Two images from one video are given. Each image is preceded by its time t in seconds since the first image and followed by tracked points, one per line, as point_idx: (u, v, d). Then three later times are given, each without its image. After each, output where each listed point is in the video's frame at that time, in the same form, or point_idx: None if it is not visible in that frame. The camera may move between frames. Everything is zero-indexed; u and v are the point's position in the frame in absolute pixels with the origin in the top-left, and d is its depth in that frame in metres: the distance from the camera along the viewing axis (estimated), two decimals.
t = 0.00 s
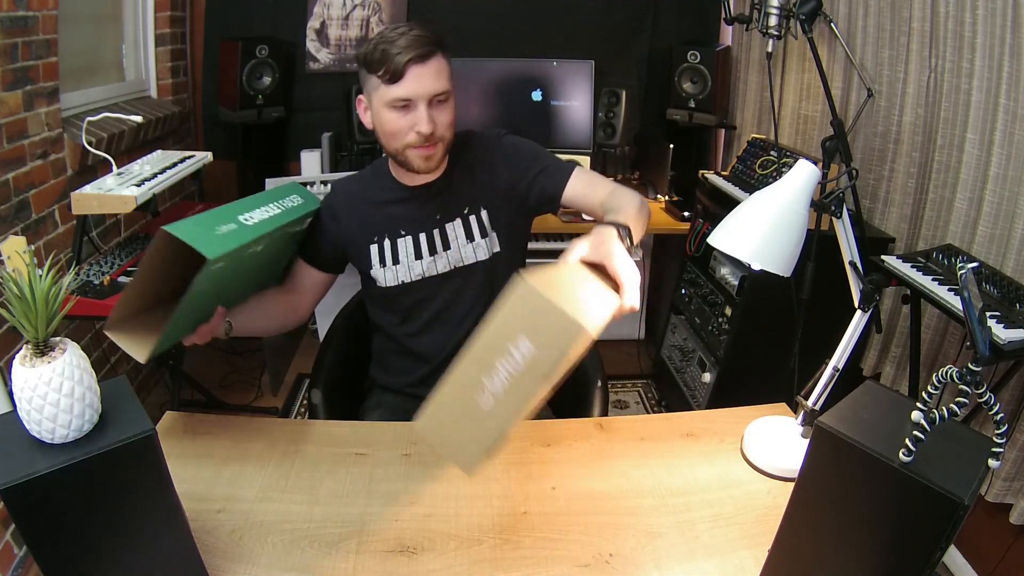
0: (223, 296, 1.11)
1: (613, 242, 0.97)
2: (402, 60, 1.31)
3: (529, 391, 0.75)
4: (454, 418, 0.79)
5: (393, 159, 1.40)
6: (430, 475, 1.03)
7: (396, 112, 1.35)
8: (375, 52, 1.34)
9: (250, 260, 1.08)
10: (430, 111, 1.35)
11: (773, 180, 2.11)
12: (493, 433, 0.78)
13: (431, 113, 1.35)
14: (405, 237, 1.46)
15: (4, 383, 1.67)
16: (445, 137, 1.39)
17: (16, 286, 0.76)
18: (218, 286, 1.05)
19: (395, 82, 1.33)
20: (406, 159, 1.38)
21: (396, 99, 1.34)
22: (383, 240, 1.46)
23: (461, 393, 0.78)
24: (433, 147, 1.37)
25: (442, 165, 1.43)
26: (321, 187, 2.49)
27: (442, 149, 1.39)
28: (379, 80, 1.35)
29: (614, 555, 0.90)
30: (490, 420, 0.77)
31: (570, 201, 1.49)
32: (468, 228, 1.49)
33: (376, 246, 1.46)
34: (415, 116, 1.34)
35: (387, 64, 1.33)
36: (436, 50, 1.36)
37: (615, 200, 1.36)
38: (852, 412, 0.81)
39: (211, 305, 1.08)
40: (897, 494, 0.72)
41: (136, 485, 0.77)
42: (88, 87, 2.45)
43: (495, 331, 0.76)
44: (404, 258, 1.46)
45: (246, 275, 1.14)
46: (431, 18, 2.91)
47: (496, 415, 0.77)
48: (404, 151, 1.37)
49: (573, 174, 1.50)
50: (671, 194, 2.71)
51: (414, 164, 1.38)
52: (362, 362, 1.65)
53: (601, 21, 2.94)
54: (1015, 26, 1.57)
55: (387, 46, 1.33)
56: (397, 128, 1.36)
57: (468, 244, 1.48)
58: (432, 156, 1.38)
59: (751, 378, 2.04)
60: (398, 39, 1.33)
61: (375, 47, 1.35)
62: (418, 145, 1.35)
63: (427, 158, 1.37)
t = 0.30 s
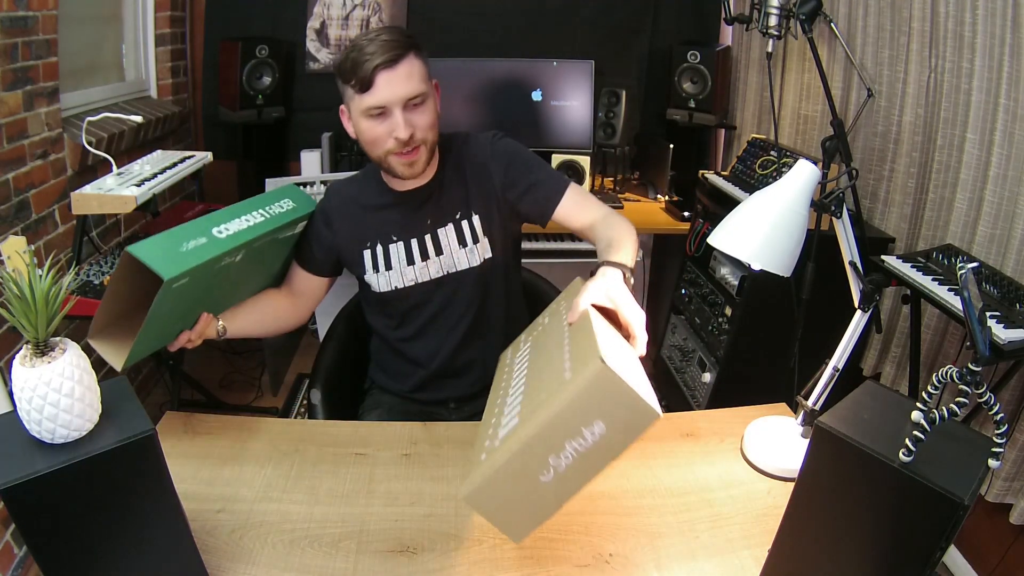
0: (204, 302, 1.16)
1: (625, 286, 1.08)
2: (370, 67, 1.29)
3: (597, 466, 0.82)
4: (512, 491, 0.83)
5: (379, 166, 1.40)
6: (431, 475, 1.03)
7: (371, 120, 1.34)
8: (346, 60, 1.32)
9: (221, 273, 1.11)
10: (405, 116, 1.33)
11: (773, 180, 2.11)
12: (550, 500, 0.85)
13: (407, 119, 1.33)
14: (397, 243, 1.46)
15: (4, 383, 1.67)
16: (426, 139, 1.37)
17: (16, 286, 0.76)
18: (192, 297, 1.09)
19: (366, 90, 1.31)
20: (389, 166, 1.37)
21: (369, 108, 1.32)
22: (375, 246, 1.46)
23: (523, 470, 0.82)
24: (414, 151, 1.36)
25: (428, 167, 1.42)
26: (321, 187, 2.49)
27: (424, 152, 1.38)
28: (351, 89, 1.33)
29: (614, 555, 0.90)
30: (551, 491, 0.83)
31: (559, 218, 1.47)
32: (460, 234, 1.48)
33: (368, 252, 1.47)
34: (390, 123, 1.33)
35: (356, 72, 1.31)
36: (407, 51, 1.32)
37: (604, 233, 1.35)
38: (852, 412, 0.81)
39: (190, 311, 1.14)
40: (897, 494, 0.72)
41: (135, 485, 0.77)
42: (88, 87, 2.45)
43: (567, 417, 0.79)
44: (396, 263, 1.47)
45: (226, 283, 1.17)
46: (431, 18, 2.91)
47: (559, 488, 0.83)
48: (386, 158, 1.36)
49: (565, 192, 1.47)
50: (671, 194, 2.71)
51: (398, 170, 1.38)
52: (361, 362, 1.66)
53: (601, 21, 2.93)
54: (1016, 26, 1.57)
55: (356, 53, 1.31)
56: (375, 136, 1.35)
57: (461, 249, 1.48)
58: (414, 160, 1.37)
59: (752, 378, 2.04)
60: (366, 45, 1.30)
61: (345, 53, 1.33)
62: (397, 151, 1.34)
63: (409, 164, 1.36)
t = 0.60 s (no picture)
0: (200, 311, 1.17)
1: (623, 308, 1.15)
2: (352, 80, 1.27)
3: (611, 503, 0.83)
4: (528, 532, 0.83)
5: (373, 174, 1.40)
6: (431, 475, 1.03)
7: (360, 131, 1.33)
8: (331, 71, 1.31)
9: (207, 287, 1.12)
10: (391, 127, 1.31)
11: (773, 180, 2.11)
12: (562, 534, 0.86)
13: (393, 130, 1.32)
14: (395, 248, 1.46)
15: (4, 383, 1.67)
16: (416, 148, 1.35)
17: (16, 286, 0.75)
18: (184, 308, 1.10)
19: (350, 102, 1.30)
20: (381, 176, 1.37)
21: (355, 120, 1.31)
22: (374, 251, 1.46)
23: (543, 511, 0.82)
24: (403, 162, 1.35)
25: (421, 174, 1.41)
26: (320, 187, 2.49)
27: (415, 161, 1.37)
28: (337, 100, 1.32)
29: (614, 556, 0.90)
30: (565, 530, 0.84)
31: (558, 232, 1.49)
32: (460, 239, 1.48)
33: (367, 257, 1.46)
34: (376, 134, 1.32)
35: (340, 84, 1.29)
36: (390, 60, 1.29)
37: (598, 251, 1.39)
38: (852, 412, 0.81)
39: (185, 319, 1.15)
40: (897, 494, 0.72)
41: (136, 484, 0.77)
42: (88, 87, 2.45)
43: (592, 461, 0.79)
44: (395, 269, 1.46)
45: (221, 291, 1.18)
46: (431, 17, 2.91)
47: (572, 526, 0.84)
48: (378, 168, 1.36)
49: (565, 208, 1.49)
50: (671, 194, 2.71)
51: (389, 179, 1.37)
52: (360, 364, 1.66)
53: (601, 21, 2.93)
54: (1016, 26, 1.57)
55: (340, 64, 1.29)
56: (364, 146, 1.34)
57: (461, 255, 1.48)
58: (404, 170, 1.36)
59: (752, 378, 2.04)
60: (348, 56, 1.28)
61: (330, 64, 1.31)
62: (386, 162, 1.34)
63: (399, 173, 1.36)
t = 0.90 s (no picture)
0: (194, 311, 1.18)
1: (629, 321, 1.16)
2: (360, 82, 1.27)
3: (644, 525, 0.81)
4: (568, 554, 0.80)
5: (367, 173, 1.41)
6: (431, 475, 1.03)
7: (360, 131, 1.33)
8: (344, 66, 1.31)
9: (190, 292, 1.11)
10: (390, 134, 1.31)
11: (773, 180, 2.11)
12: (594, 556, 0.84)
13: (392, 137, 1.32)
14: (394, 252, 1.46)
15: (4, 383, 1.67)
16: (413, 157, 1.35)
17: (16, 285, 0.75)
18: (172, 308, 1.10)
19: (356, 103, 1.30)
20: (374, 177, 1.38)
21: (358, 120, 1.32)
22: (372, 254, 1.46)
23: (585, 533, 0.79)
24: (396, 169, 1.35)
25: (414, 183, 1.40)
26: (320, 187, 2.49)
27: (411, 170, 1.37)
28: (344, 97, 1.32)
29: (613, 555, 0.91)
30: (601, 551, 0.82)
31: (559, 240, 1.52)
32: (460, 245, 1.48)
33: (365, 259, 1.46)
34: (375, 138, 1.32)
35: (349, 82, 1.29)
36: (402, 67, 1.29)
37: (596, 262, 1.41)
38: (852, 412, 0.81)
39: (180, 317, 1.16)
40: (897, 494, 0.72)
41: (136, 484, 0.77)
42: (88, 87, 2.45)
43: (634, 486, 0.76)
44: (393, 272, 1.46)
45: (214, 291, 1.18)
46: (431, 17, 2.91)
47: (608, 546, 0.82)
48: (372, 170, 1.36)
49: (566, 217, 1.51)
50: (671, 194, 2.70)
51: (381, 183, 1.38)
52: (359, 364, 1.66)
53: (601, 21, 2.93)
54: (1016, 25, 1.57)
55: (352, 63, 1.29)
56: (362, 146, 1.35)
57: (461, 260, 1.48)
58: (396, 177, 1.36)
59: (752, 378, 2.04)
60: (361, 56, 1.28)
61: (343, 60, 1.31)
62: (379, 167, 1.34)
63: (390, 180, 1.36)
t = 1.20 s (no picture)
0: (212, 313, 1.20)
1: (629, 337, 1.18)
2: (417, 85, 1.22)
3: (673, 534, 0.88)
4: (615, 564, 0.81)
5: (394, 174, 1.37)
6: (431, 475, 1.03)
7: (402, 133, 1.28)
8: (391, 63, 1.25)
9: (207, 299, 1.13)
10: (438, 140, 1.28)
11: (773, 180, 2.11)
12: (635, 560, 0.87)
13: (439, 143, 1.28)
14: (402, 254, 1.45)
15: (4, 383, 1.67)
16: (451, 164, 1.34)
17: (16, 285, 0.75)
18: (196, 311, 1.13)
19: (406, 104, 1.25)
20: (406, 180, 1.35)
21: (403, 122, 1.26)
22: (379, 254, 1.46)
23: (631, 543, 0.82)
24: (434, 175, 1.33)
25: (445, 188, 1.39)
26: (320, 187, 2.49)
27: (445, 176, 1.36)
28: (389, 96, 1.26)
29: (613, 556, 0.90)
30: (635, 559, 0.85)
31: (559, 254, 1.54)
32: (469, 250, 1.48)
33: (372, 259, 1.46)
34: (419, 142, 1.28)
35: (400, 82, 1.23)
36: (457, 73, 1.25)
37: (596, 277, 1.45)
38: (852, 412, 0.81)
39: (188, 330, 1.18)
40: (897, 494, 0.72)
41: (136, 485, 0.77)
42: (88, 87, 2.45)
43: (682, 499, 0.82)
44: (399, 274, 1.46)
45: (233, 295, 1.21)
46: (431, 17, 2.91)
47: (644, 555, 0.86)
48: (406, 173, 1.33)
49: (570, 230, 1.54)
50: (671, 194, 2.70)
51: (413, 187, 1.35)
52: (359, 364, 1.66)
53: (601, 21, 2.93)
54: (1016, 26, 1.57)
55: (403, 63, 1.24)
56: (400, 149, 1.30)
57: (468, 266, 1.48)
58: (432, 182, 1.34)
59: (752, 378, 2.04)
60: (414, 58, 1.24)
61: (389, 58, 1.25)
62: (419, 171, 1.32)
63: (426, 184, 1.34)
